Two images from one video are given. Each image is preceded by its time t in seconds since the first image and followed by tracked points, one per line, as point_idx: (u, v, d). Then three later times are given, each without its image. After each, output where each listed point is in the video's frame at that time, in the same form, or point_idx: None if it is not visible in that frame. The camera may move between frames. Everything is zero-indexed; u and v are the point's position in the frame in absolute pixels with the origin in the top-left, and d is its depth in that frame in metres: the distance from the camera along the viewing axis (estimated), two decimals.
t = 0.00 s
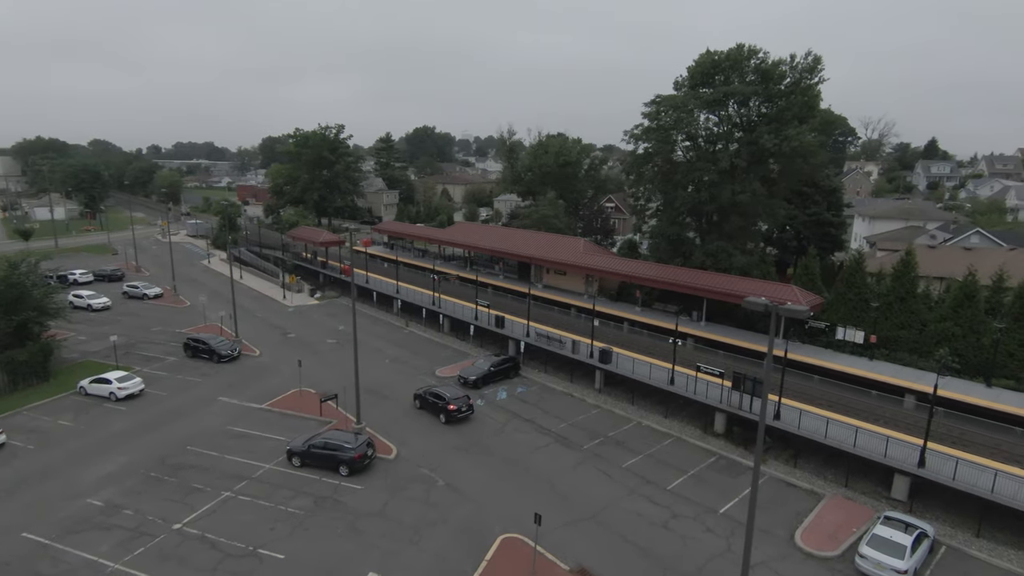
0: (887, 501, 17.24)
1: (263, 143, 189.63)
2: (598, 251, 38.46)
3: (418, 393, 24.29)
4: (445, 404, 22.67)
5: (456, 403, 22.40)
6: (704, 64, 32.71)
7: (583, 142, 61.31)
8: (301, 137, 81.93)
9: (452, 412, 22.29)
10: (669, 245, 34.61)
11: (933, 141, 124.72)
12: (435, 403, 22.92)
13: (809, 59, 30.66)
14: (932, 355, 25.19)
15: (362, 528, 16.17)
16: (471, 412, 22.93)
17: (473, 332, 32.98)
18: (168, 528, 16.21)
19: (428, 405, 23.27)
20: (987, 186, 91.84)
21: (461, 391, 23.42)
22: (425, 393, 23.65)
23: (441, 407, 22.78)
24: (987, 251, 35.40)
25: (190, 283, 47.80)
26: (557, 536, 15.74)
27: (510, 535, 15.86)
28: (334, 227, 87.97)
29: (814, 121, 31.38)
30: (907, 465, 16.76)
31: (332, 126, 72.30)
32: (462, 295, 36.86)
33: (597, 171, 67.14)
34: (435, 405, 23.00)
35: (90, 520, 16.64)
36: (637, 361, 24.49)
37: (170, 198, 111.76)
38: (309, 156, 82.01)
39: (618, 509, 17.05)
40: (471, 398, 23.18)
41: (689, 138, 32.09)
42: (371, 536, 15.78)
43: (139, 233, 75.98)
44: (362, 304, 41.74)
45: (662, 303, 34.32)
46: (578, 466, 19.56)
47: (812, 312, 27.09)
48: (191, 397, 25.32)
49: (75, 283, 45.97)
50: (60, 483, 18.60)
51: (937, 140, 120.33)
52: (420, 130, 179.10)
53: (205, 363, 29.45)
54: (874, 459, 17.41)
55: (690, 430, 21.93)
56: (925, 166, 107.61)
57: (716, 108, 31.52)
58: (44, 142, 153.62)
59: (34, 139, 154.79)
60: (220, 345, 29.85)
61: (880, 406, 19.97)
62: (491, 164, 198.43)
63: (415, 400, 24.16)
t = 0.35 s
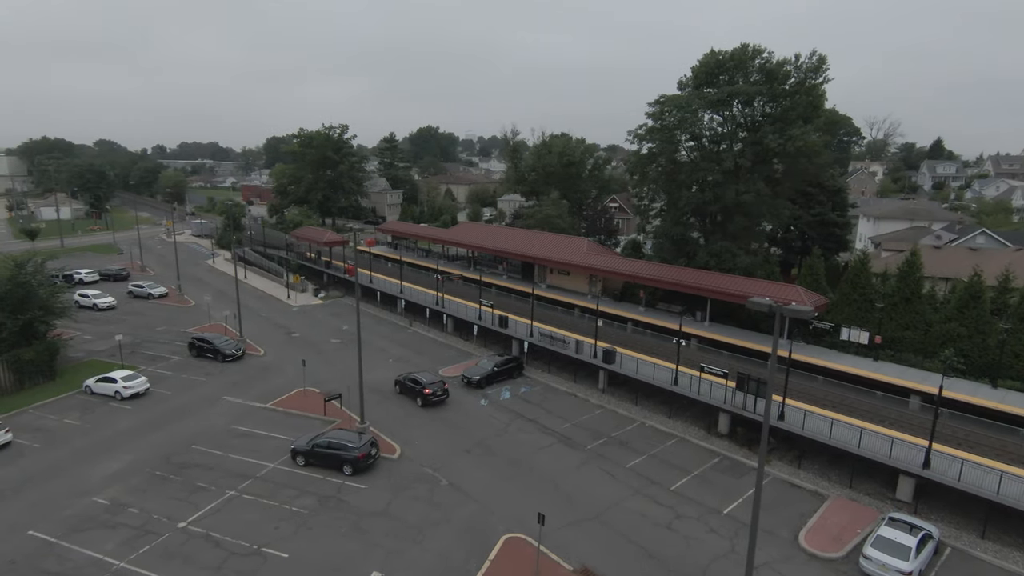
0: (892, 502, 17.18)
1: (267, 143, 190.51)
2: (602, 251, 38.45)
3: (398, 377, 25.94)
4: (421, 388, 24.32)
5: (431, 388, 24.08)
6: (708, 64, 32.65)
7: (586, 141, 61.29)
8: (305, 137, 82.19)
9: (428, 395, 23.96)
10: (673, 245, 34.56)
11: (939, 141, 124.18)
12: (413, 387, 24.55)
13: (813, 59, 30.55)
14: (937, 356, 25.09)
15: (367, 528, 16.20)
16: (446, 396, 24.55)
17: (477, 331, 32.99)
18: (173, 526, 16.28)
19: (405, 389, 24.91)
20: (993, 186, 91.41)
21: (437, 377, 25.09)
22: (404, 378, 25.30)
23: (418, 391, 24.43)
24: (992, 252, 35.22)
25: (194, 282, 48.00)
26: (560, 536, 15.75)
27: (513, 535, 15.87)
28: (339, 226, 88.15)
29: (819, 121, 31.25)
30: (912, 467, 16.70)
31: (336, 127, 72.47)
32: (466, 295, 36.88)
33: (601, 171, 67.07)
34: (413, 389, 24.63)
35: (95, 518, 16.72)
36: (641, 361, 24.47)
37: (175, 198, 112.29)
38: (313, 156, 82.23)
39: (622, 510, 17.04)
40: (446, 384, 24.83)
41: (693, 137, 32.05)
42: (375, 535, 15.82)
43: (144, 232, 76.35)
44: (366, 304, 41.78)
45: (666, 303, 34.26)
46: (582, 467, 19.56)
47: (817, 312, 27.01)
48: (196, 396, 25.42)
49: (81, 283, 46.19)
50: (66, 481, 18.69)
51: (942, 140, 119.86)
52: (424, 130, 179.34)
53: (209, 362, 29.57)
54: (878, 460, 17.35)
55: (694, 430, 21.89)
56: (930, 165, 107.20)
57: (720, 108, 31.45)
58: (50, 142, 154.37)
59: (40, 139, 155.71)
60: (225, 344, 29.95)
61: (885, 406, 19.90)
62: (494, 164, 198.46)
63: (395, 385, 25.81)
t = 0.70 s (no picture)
0: (893, 502, 17.17)
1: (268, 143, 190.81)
2: (603, 251, 38.47)
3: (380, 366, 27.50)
4: (400, 374, 25.84)
5: (408, 373, 25.58)
6: (709, 64, 32.62)
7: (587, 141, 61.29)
8: (305, 137, 82.29)
9: (405, 381, 25.41)
10: (674, 245, 34.54)
11: (940, 141, 124.09)
12: (392, 373, 26.04)
13: (814, 58, 30.48)
14: (938, 356, 25.08)
15: (367, 528, 16.20)
16: (423, 382, 26.02)
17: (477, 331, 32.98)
18: (174, 526, 16.29)
19: (385, 375, 26.38)
20: (994, 186, 91.31)
21: (416, 365, 26.60)
22: (385, 365, 26.81)
23: (396, 376, 25.91)
24: (993, 252, 35.18)
25: (195, 282, 48.05)
26: (561, 536, 15.75)
27: (514, 535, 15.87)
28: (339, 226, 88.18)
29: (820, 120, 31.21)
30: (913, 467, 16.68)
31: (337, 127, 72.54)
32: (467, 294, 36.90)
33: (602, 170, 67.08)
34: (392, 375, 26.13)
35: (96, 518, 16.75)
36: (642, 361, 24.44)
37: (175, 198, 112.36)
38: (314, 155, 82.29)
39: (623, 510, 17.03)
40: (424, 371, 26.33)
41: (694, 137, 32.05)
42: (375, 535, 15.82)
43: (145, 232, 76.44)
44: (367, 304, 41.79)
45: (667, 303, 34.21)
46: (583, 467, 19.56)
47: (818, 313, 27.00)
48: (197, 396, 25.44)
49: (82, 283, 46.25)
50: (67, 480, 18.71)
51: (943, 140, 119.74)
52: (424, 130, 179.46)
53: (210, 362, 29.59)
54: (879, 460, 17.34)
55: (695, 430, 21.87)
56: (931, 165, 107.04)
57: (721, 108, 31.43)
58: (51, 142, 154.50)
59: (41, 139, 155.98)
60: (226, 344, 29.96)
61: (885, 407, 19.88)
62: (495, 164, 198.51)
63: (376, 372, 27.31)
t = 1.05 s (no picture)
0: (896, 504, 17.09)
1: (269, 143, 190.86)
2: (604, 251, 38.44)
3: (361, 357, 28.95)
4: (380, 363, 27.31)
5: (389, 362, 27.10)
6: (710, 63, 32.50)
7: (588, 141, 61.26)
8: (306, 136, 82.32)
9: (387, 368, 26.95)
10: (675, 245, 34.46)
11: (941, 141, 123.96)
12: (373, 361, 27.50)
13: (816, 58, 30.35)
14: (940, 357, 25.00)
15: (368, 529, 16.14)
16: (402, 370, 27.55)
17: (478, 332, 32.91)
18: (173, 527, 16.23)
19: (366, 364, 27.80)
20: (996, 186, 91.16)
21: (395, 355, 28.13)
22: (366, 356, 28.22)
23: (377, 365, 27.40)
24: (996, 252, 35.07)
25: (196, 282, 48.05)
26: (562, 538, 15.69)
27: (515, 536, 15.82)
28: (340, 226, 88.18)
29: (822, 120, 31.10)
30: (916, 468, 16.62)
31: (337, 126, 72.58)
32: (468, 295, 36.90)
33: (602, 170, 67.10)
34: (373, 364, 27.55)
35: (96, 518, 16.70)
36: (643, 361, 24.38)
37: (176, 198, 112.51)
38: (314, 155, 82.31)
39: (624, 511, 16.97)
40: (403, 360, 27.86)
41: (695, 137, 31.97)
42: (376, 537, 15.76)
43: (145, 232, 76.44)
44: (368, 304, 41.74)
45: (668, 304, 34.13)
46: (584, 467, 19.50)
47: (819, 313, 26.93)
48: (198, 396, 25.40)
49: (82, 283, 46.26)
50: (67, 481, 18.67)
51: (944, 140, 119.61)
52: (425, 130, 179.56)
53: (211, 362, 29.55)
54: (882, 462, 17.27)
55: (696, 431, 21.81)
56: (932, 166, 106.87)
57: (722, 108, 31.35)
58: (52, 142, 154.64)
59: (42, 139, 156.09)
60: (226, 344, 29.91)
61: (887, 408, 19.82)
62: (495, 164, 198.58)
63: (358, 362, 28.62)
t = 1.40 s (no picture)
0: (901, 509, 16.88)
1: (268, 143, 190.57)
2: (606, 252, 38.20)
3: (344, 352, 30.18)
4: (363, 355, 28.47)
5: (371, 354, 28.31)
6: (712, 63, 32.29)
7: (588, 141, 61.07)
8: (306, 137, 82.21)
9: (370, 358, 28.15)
10: (676, 246, 34.23)
11: (941, 141, 123.74)
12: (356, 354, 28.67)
13: (819, 58, 30.13)
14: (944, 359, 24.80)
15: (366, 534, 15.93)
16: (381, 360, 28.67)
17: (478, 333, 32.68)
18: (170, 532, 16.03)
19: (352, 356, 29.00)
20: (997, 187, 90.96)
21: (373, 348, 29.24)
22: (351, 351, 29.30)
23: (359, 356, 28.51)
24: (999, 254, 34.87)
25: (194, 283, 47.84)
26: (563, 544, 15.48)
27: (516, 542, 15.60)
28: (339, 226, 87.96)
29: (825, 121, 30.87)
30: (922, 473, 16.42)
31: (337, 126, 72.38)
32: (467, 296, 36.66)
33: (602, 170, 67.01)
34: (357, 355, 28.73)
35: (91, 524, 16.47)
36: (644, 364, 24.16)
37: (176, 198, 112.36)
38: (314, 155, 82.11)
39: (626, 516, 16.76)
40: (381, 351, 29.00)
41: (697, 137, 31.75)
42: (375, 543, 15.55)
43: (144, 232, 76.21)
44: (367, 305, 41.50)
45: (669, 305, 33.92)
46: (584, 472, 19.29)
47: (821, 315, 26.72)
48: (195, 399, 25.18)
49: (80, 283, 46.04)
50: (62, 486, 18.45)
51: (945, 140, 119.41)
52: (425, 130, 179.44)
53: (209, 364, 29.35)
54: (887, 467, 17.07)
55: (698, 434, 21.59)
56: (933, 166, 106.77)
57: (724, 108, 31.14)
58: (51, 142, 154.42)
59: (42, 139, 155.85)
60: (224, 346, 29.69)
61: (892, 411, 19.61)
62: (495, 163, 198.44)
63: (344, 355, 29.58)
